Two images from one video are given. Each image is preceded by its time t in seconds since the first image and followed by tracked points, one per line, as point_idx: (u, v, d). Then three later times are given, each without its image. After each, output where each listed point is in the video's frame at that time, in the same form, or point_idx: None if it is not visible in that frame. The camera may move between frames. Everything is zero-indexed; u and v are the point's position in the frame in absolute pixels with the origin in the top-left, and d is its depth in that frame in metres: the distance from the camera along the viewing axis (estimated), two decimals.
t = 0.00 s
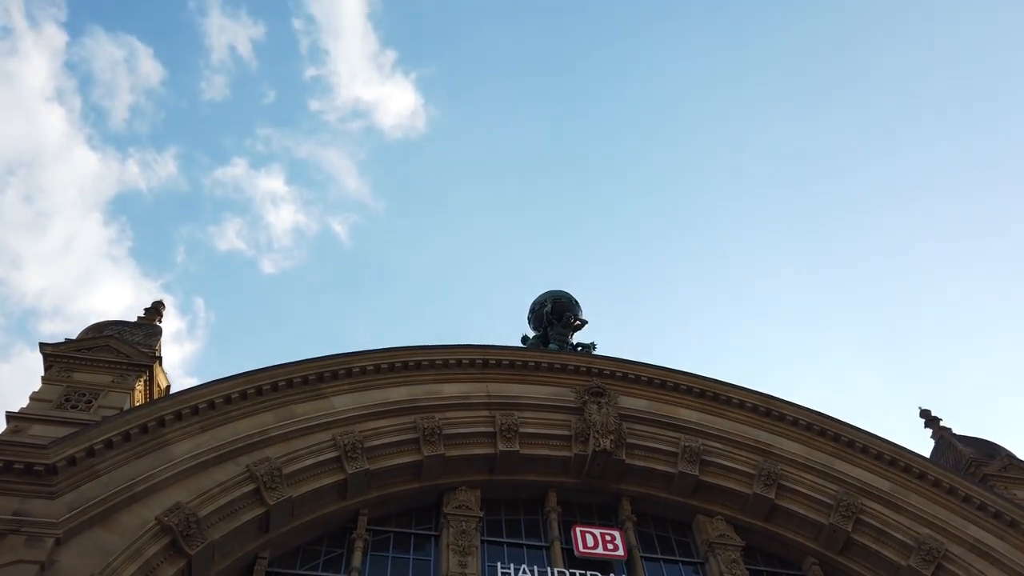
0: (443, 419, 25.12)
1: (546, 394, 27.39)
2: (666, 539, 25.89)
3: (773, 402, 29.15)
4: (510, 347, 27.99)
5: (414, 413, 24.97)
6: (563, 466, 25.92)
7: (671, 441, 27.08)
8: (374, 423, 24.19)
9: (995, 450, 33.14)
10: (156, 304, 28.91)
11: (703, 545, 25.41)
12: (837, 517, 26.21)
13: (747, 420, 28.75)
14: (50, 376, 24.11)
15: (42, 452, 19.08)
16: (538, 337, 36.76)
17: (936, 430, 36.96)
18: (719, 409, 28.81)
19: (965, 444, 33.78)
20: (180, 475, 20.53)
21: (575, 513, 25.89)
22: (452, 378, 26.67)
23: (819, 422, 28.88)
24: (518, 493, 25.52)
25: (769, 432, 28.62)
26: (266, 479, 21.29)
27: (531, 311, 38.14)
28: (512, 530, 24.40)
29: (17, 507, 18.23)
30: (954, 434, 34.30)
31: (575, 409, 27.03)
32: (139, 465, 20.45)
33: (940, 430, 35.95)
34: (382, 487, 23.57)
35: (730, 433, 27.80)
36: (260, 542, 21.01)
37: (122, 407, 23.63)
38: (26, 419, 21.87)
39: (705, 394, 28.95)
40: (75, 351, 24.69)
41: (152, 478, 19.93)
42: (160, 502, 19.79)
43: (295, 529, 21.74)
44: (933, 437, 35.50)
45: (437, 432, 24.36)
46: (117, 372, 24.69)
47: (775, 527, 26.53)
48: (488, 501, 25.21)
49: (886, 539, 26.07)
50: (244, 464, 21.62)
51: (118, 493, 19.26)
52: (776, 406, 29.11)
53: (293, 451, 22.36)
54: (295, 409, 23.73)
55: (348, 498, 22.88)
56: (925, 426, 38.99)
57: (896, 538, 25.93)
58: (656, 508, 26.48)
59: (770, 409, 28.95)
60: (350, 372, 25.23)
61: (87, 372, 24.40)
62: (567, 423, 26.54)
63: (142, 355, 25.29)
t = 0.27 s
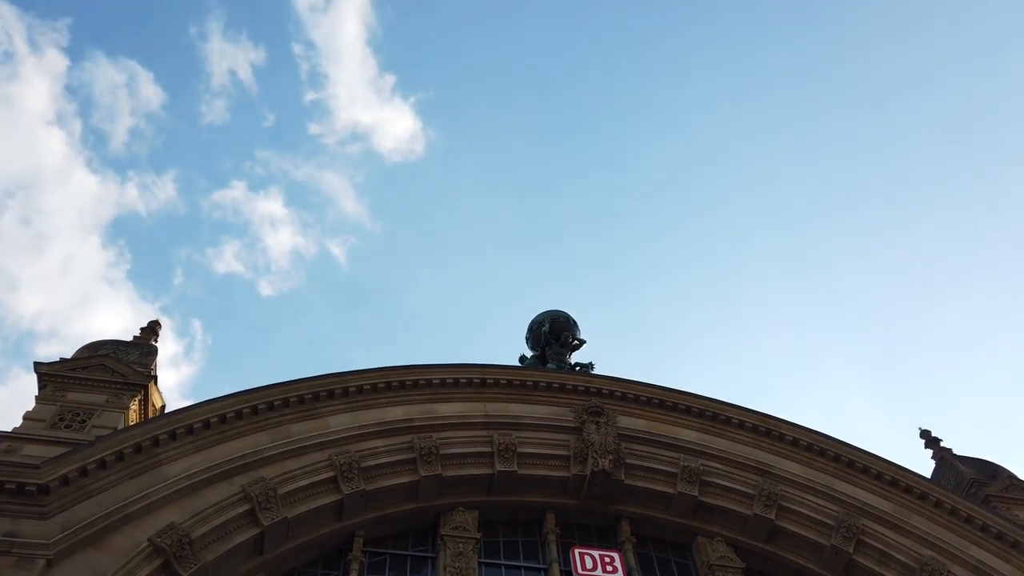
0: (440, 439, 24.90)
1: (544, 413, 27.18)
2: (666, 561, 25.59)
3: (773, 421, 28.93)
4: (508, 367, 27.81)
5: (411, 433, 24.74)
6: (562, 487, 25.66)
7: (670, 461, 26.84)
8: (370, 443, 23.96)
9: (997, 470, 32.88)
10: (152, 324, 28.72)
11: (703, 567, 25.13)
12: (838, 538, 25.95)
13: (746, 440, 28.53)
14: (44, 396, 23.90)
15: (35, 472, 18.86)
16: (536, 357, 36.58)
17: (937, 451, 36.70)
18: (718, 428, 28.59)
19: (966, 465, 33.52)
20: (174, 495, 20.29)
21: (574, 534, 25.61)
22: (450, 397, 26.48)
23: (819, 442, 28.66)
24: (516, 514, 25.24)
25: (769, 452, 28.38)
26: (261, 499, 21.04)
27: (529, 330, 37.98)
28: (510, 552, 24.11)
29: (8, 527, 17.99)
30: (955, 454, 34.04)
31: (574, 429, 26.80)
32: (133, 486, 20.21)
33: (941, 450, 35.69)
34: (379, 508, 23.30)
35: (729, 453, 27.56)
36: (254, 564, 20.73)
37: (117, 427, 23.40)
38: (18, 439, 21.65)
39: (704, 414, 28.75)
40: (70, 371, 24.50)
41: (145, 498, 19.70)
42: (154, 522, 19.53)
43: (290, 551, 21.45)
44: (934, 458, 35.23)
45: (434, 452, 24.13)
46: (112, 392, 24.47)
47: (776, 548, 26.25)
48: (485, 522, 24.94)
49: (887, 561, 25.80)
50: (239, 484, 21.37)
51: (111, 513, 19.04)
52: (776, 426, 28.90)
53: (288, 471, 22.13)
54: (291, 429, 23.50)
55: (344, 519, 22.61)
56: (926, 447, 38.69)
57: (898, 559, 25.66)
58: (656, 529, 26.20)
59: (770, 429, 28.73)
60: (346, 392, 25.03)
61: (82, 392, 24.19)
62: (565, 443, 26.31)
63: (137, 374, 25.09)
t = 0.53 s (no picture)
0: (439, 461, 24.63)
1: (544, 435, 26.91)
2: None
3: (775, 442, 28.60)
4: (508, 388, 27.55)
5: (409, 455, 24.47)
6: (562, 510, 25.35)
7: (671, 483, 26.53)
8: (368, 465, 23.69)
9: (1002, 492, 32.52)
10: (149, 345, 28.43)
11: None
12: (842, 562, 25.69)
13: (748, 461, 28.23)
14: (39, 418, 23.64)
15: (28, 495, 18.63)
16: (536, 378, 36.31)
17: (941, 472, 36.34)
18: (720, 450, 28.28)
19: (970, 486, 33.17)
20: (169, 519, 20.06)
21: (575, 558, 25.27)
22: (449, 419, 26.21)
23: (822, 463, 28.31)
24: (516, 538, 24.93)
25: (771, 473, 28.06)
26: (257, 522, 20.77)
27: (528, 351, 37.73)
28: None
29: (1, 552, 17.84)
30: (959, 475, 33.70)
31: (574, 451, 26.51)
32: (128, 509, 19.96)
33: (945, 471, 35.34)
34: (377, 531, 23.01)
35: (731, 475, 27.25)
36: None
37: (112, 450, 23.12)
38: (12, 463, 21.39)
39: (705, 435, 28.45)
40: (66, 393, 24.25)
41: (139, 521, 19.56)
42: (148, 546, 19.39)
43: None
44: (938, 479, 34.88)
45: (433, 474, 23.84)
46: (108, 414, 24.20)
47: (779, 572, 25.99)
48: (485, 546, 24.62)
49: None
50: (235, 508, 21.10)
51: (105, 536, 18.91)
52: (778, 447, 28.57)
53: (285, 494, 21.89)
54: (288, 451, 23.23)
55: (341, 543, 22.34)
56: (929, 468, 38.34)
57: None
58: (657, 552, 25.88)
59: (772, 450, 28.41)
60: (344, 413, 24.77)
61: (77, 415, 23.92)
62: (565, 465, 26.01)
63: (133, 396, 24.83)
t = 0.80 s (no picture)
0: (441, 484, 24.37)
1: (546, 457, 26.66)
2: None
3: (780, 464, 28.33)
4: (509, 410, 27.34)
5: (411, 478, 24.23)
6: (565, 533, 25.05)
7: (676, 505, 26.24)
8: (370, 488, 23.44)
9: (1010, 513, 32.14)
10: (149, 370, 28.23)
11: None
12: None
13: (753, 483, 27.94)
14: (37, 443, 23.43)
15: (26, 521, 18.35)
16: (538, 401, 36.06)
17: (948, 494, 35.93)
18: (724, 471, 28.01)
19: (978, 507, 32.78)
20: (168, 544, 19.80)
21: None
22: (450, 441, 25.99)
23: (827, 484, 28.03)
24: (519, 562, 24.62)
25: (777, 495, 27.74)
26: (257, 547, 20.48)
27: (530, 374, 37.51)
28: None
29: None
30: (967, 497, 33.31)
31: (577, 474, 26.26)
32: (126, 534, 19.71)
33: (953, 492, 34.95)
34: (378, 556, 22.72)
35: (736, 497, 26.96)
36: None
37: (110, 475, 22.86)
38: (10, 488, 21.16)
39: (709, 457, 28.19)
40: (65, 417, 24.06)
41: (138, 547, 19.26)
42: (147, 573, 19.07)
43: None
44: (945, 501, 34.48)
45: (434, 497, 23.58)
46: (106, 439, 23.97)
47: None
48: (487, 570, 24.31)
49: None
50: (234, 533, 20.85)
51: (103, 562, 18.63)
52: (783, 468, 28.29)
53: (285, 519, 21.63)
54: (289, 474, 23.00)
55: (342, 568, 22.05)
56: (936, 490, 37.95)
57: None
58: None
59: (777, 471, 28.13)
60: (345, 437, 24.56)
61: (76, 440, 23.69)
62: (568, 487, 25.74)
63: (132, 420, 24.63)
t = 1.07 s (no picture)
0: (446, 506, 24.11)
1: (552, 479, 26.39)
2: None
3: (789, 483, 28.00)
4: (514, 431, 27.12)
5: (416, 501, 23.98)
6: (572, 556, 24.72)
7: (684, 527, 25.92)
8: (374, 511, 23.20)
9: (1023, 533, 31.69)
10: (152, 395, 28.11)
11: None
12: None
13: (762, 503, 27.60)
14: (39, 469, 23.26)
15: (27, 547, 18.11)
16: (543, 422, 35.80)
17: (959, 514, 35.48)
18: (733, 491, 27.69)
19: (990, 527, 32.33)
20: (170, 570, 19.57)
21: None
22: (455, 463, 25.76)
23: (837, 504, 27.68)
24: None
25: (787, 516, 27.39)
26: (260, 571, 20.22)
27: (535, 395, 37.28)
28: None
29: None
30: (979, 517, 32.88)
31: (584, 495, 25.98)
32: (129, 560, 19.50)
33: (964, 512, 34.51)
34: None
35: (746, 518, 26.63)
36: None
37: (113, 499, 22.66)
38: (12, 514, 20.96)
39: (717, 477, 27.88)
40: (68, 443, 23.90)
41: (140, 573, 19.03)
42: None
43: None
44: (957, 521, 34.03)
45: (439, 520, 23.32)
46: (109, 464, 23.79)
47: None
48: None
49: None
50: (237, 557, 20.61)
51: None
52: (793, 488, 27.95)
53: (289, 543, 21.38)
54: (292, 498, 22.78)
55: None
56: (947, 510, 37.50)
57: None
58: None
59: (786, 491, 27.80)
60: (349, 459, 24.35)
61: (78, 465, 23.52)
62: (575, 509, 25.45)
63: (135, 445, 24.46)
